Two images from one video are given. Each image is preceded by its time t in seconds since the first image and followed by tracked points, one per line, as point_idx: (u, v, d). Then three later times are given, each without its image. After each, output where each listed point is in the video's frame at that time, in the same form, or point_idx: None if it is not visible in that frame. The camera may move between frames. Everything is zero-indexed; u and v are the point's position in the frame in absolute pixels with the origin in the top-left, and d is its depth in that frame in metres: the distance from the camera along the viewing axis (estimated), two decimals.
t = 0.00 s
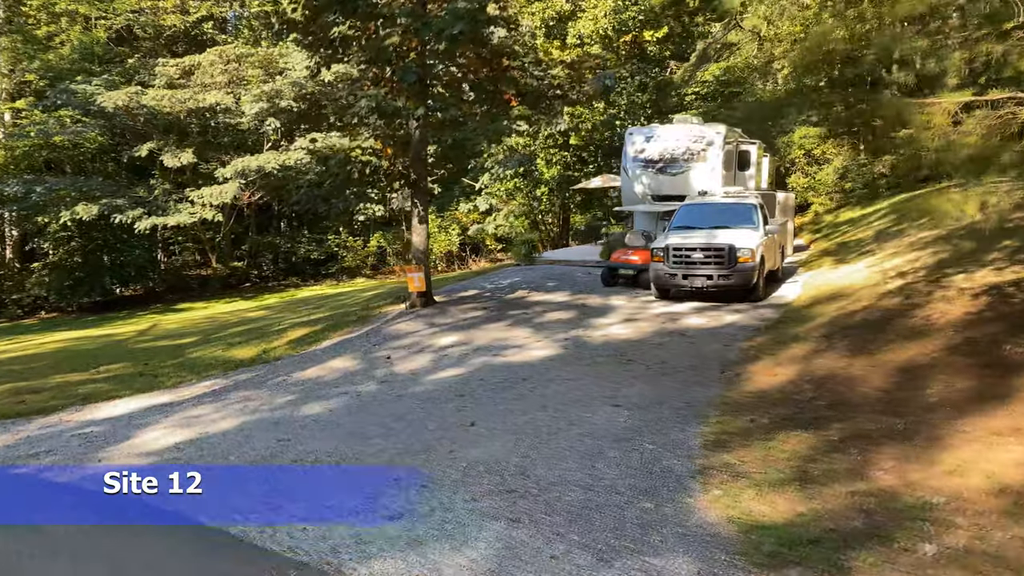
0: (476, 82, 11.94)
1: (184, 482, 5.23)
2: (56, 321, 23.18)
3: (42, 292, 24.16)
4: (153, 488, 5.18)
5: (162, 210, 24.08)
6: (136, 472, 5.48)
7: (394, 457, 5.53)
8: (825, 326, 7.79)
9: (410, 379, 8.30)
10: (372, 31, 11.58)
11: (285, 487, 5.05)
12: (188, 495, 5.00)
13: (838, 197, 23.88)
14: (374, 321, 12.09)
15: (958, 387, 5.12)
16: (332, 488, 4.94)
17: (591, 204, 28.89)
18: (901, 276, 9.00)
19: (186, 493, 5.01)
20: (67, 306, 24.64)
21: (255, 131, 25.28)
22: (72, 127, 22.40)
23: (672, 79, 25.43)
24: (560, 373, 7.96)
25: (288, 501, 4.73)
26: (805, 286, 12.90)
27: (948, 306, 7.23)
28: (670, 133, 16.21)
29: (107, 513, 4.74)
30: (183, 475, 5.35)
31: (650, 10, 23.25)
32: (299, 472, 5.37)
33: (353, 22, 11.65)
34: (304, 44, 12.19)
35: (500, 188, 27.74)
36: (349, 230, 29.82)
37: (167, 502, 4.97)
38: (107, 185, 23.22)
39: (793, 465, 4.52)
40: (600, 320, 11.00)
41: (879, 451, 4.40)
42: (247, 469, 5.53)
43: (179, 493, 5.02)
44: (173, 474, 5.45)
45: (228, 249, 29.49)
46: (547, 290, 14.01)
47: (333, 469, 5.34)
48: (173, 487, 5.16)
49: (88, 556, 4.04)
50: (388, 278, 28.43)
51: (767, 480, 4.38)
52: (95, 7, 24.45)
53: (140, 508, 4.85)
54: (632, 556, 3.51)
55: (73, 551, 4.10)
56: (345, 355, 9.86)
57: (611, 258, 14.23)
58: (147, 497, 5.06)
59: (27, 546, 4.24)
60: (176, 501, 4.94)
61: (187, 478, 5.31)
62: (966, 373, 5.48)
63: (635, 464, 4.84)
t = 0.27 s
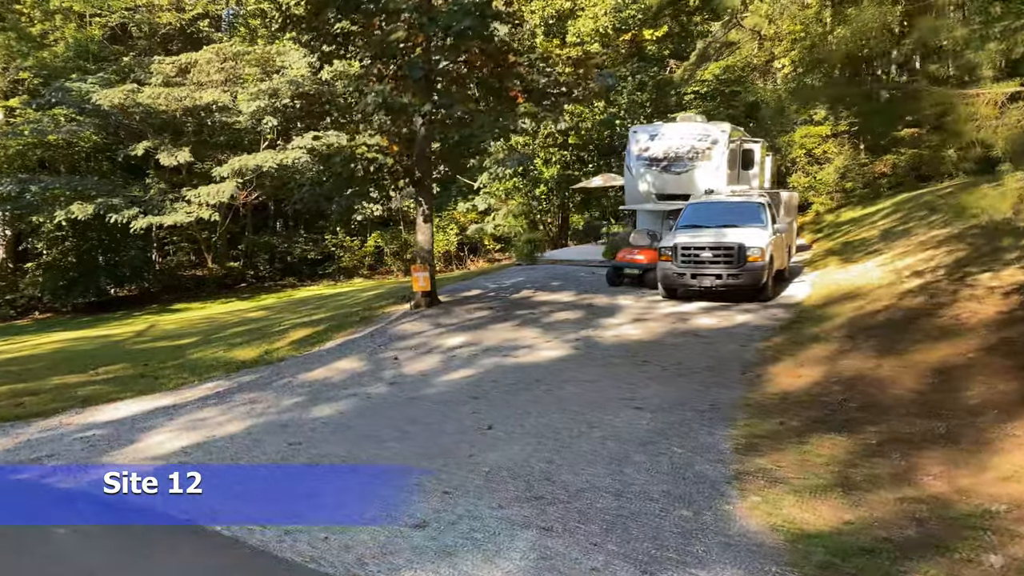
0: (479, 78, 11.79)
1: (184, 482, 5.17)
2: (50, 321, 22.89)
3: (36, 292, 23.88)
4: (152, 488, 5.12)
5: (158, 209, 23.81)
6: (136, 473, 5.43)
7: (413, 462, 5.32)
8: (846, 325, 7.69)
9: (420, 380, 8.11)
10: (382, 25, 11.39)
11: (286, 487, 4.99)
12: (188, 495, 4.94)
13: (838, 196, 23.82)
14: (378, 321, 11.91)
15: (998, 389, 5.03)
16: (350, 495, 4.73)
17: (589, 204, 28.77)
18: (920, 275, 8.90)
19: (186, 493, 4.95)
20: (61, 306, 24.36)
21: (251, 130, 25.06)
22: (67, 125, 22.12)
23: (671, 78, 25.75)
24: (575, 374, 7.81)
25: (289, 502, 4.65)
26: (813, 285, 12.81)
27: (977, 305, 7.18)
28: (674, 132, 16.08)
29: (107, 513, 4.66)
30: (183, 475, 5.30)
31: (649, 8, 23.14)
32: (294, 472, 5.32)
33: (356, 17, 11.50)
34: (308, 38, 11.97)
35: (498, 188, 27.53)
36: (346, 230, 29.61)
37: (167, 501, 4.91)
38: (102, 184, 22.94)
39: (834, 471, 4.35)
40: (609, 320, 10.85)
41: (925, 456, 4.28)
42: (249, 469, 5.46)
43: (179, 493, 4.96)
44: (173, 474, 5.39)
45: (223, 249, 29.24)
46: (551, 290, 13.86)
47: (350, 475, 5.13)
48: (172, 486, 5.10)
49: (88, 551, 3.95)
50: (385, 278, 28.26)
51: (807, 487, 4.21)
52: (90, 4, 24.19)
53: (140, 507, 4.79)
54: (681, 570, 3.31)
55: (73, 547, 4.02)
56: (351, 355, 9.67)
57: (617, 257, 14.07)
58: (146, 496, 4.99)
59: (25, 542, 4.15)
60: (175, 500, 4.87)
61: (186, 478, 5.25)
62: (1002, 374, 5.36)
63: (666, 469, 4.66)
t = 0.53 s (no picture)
0: (489, 74, 11.45)
1: (184, 482, 5.20)
2: (47, 322, 22.63)
3: (32, 292, 23.64)
4: (152, 488, 5.14)
5: (156, 209, 23.55)
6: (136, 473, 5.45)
7: (437, 468, 5.14)
8: (872, 327, 7.55)
9: (433, 382, 7.91)
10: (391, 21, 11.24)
11: (289, 487, 4.99)
12: (188, 495, 4.97)
13: (842, 198, 23.51)
14: (385, 322, 11.71)
15: None
16: (374, 504, 4.52)
17: (591, 203, 28.59)
18: (943, 275, 8.78)
19: (186, 493, 4.98)
20: (57, 307, 24.13)
21: (250, 129, 24.81)
22: (64, 124, 21.86)
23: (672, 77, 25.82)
24: (592, 376, 7.65)
25: (291, 504, 4.66)
26: (826, 285, 12.67)
27: (1013, 305, 7.00)
28: (682, 130, 15.88)
29: (106, 512, 4.70)
30: (183, 476, 5.32)
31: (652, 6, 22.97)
32: (293, 473, 5.34)
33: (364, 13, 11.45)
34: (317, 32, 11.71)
35: (498, 189, 27.53)
36: (345, 229, 29.37)
37: (167, 500, 4.93)
38: (99, 183, 22.67)
39: (882, 477, 4.17)
40: (621, 321, 10.68)
41: (981, 463, 4.13)
42: (249, 470, 5.48)
43: (179, 493, 4.98)
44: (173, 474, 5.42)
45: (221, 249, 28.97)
46: (559, 290, 13.69)
47: (371, 483, 4.94)
48: (173, 487, 5.11)
49: (93, 555, 3.93)
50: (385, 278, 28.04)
51: (856, 495, 4.02)
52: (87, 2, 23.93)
53: (138, 506, 4.81)
54: None
55: (83, 552, 3.96)
56: (359, 356, 9.49)
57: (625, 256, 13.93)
58: (146, 496, 5.00)
59: (29, 544, 4.14)
60: (176, 500, 4.89)
61: (187, 478, 5.29)
62: None
63: (703, 476, 4.48)
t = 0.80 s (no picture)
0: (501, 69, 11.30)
1: (185, 483, 5.06)
2: (46, 322, 22.38)
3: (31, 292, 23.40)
4: (152, 488, 5.03)
5: (157, 208, 23.30)
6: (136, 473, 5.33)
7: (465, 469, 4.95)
8: (901, 325, 7.41)
9: (449, 382, 7.72)
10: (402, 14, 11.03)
11: (297, 487, 4.87)
12: (189, 494, 4.85)
13: (846, 196, 23.11)
14: (394, 321, 11.51)
15: None
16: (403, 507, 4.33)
17: (593, 202, 28.45)
18: (969, 273, 8.66)
19: (187, 493, 4.86)
20: (56, 306, 23.91)
21: (250, 128, 24.58)
22: (63, 122, 21.62)
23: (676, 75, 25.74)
24: (613, 375, 7.48)
25: (297, 504, 4.53)
26: (840, 284, 12.53)
27: None
28: (690, 127, 15.69)
29: (109, 512, 4.57)
30: (183, 476, 5.21)
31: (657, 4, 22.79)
32: (300, 473, 5.21)
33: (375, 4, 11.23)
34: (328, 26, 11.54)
35: (500, 188, 27.33)
36: (345, 229, 29.17)
37: (167, 501, 4.81)
38: (99, 182, 22.43)
39: (937, 480, 4.03)
40: (635, 320, 10.50)
41: None
42: (252, 470, 5.36)
43: (179, 493, 4.86)
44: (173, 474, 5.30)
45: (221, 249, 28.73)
46: (569, 289, 13.51)
47: (397, 485, 4.75)
48: (173, 487, 5.00)
49: (105, 558, 3.75)
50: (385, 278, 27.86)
51: (911, 498, 3.86)
52: None
53: (138, 507, 4.68)
54: None
55: (96, 556, 3.80)
56: (371, 356, 9.29)
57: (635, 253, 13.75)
58: (146, 496, 4.89)
59: (33, 543, 4.00)
60: (176, 500, 4.77)
61: (187, 478, 5.16)
62: None
63: (745, 479, 4.31)
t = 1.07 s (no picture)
0: (512, 66, 11.10)
1: (184, 482, 5.03)
2: (46, 324, 22.16)
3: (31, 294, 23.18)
4: (152, 488, 4.99)
5: (159, 209, 23.05)
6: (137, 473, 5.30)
7: (493, 476, 4.77)
8: (931, 327, 7.27)
9: (467, 385, 7.54)
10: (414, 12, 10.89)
11: (302, 487, 4.80)
12: (189, 495, 4.80)
13: (852, 198, 22.50)
14: (404, 322, 11.32)
15: None
16: (434, 516, 4.15)
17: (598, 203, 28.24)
18: (998, 273, 8.54)
19: (187, 493, 4.81)
20: (56, 308, 23.69)
21: (252, 128, 24.33)
22: (63, 123, 21.41)
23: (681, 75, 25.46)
24: (635, 378, 7.31)
25: (301, 503, 4.46)
26: (856, 285, 12.38)
27: None
28: (701, 126, 15.52)
29: (117, 518, 4.43)
30: (184, 475, 5.16)
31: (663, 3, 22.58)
32: (312, 477, 5.04)
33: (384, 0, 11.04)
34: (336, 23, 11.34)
35: (504, 188, 27.06)
36: (347, 230, 28.94)
37: (166, 501, 4.76)
38: (100, 182, 22.20)
39: (996, 488, 3.88)
40: (651, 321, 10.34)
41: None
42: (254, 471, 5.30)
43: (179, 494, 4.81)
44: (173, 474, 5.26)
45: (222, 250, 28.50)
46: (580, 290, 13.32)
47: (424, 492, 4.56)
48: (173, 487, 4.96)
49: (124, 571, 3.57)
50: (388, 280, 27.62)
51: (972, 508, 3.69)
52: None
53: (139, 509, 4.63)
54: None
55: (114, 569, 3.62)
56: (385, 358, 9.10)
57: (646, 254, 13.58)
58: (145, 497, 4.85)
59: (38, 548, 3.91)
60: (176, 500, 4.73)
61: (187, 478, 5.11)
62: None
63: (792, 487, 4.13)
